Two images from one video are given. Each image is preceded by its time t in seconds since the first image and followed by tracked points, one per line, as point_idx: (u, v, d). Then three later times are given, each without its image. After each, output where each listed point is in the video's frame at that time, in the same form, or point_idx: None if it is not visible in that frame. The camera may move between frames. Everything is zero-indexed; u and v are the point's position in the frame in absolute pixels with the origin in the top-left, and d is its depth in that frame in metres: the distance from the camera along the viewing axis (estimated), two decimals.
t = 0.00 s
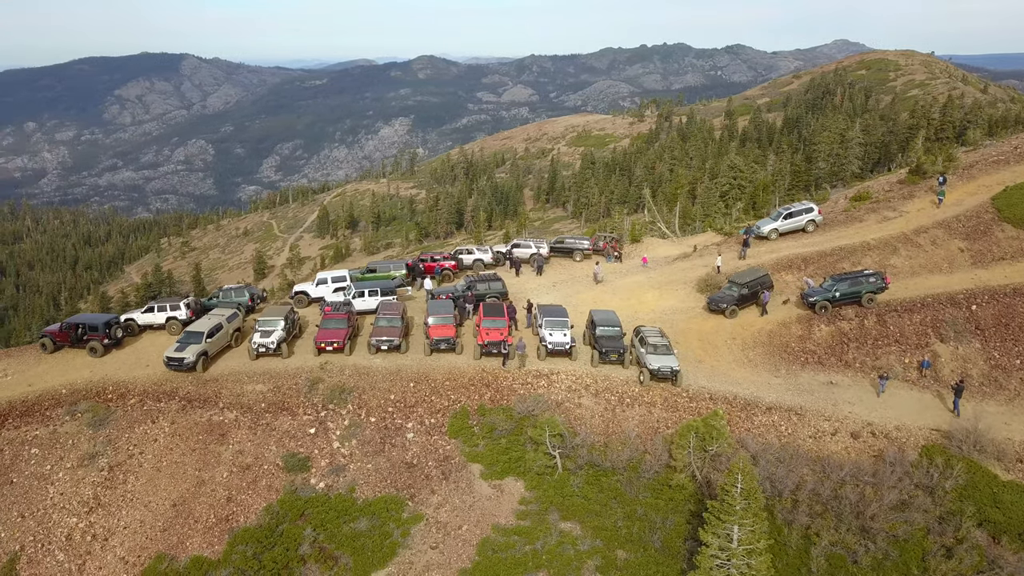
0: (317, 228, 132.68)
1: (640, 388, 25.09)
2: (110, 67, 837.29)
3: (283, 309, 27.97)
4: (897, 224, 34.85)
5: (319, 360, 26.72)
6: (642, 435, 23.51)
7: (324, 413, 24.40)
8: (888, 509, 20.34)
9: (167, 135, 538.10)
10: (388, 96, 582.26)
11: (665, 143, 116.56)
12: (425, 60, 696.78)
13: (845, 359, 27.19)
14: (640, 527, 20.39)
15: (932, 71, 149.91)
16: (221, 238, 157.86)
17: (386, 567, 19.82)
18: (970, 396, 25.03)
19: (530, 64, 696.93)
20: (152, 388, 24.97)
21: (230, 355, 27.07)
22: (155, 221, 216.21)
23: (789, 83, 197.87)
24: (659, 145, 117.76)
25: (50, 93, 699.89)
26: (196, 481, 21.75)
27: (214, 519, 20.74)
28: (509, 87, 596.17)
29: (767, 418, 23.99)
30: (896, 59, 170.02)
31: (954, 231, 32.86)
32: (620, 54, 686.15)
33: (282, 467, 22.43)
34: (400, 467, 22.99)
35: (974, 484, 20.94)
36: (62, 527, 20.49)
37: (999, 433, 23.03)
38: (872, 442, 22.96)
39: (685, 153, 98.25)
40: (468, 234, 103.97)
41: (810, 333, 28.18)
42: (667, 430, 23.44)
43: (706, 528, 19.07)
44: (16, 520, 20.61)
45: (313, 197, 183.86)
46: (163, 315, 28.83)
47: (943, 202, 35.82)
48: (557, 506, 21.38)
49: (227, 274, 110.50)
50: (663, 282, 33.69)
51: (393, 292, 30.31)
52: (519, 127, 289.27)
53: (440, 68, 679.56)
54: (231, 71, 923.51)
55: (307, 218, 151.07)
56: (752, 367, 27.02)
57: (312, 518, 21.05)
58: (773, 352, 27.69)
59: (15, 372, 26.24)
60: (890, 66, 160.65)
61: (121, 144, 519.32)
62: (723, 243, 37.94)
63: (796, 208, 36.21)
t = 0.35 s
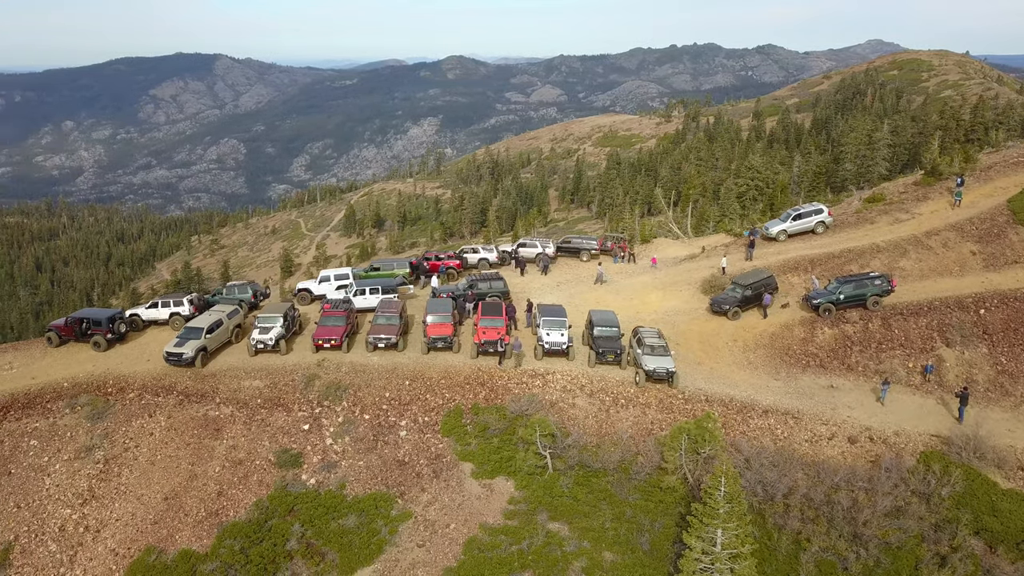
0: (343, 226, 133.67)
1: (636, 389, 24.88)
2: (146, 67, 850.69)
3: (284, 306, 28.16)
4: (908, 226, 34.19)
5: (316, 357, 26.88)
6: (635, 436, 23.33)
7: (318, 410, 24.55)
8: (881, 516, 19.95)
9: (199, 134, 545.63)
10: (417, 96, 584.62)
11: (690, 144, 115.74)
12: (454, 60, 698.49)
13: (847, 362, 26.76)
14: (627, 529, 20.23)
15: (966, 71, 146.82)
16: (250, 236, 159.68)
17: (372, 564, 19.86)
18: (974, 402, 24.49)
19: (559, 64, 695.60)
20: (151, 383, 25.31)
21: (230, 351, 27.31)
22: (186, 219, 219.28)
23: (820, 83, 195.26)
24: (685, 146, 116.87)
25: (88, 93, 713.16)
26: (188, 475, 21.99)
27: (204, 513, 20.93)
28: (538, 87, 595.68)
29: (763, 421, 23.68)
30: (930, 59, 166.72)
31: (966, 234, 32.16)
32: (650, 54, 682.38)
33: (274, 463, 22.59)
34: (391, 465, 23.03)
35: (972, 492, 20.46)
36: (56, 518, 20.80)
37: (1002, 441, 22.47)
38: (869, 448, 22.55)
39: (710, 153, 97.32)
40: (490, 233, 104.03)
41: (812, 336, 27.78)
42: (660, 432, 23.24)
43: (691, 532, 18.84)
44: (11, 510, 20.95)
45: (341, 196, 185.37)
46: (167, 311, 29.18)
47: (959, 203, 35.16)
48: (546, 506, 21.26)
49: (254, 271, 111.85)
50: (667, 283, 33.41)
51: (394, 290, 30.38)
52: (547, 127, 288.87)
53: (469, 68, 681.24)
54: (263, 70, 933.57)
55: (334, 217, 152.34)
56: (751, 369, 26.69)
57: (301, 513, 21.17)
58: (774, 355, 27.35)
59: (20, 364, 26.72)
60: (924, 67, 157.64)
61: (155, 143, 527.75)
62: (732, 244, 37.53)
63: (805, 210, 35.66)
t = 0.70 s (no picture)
0: (367, 225, 134.54)
1: (631, 390, 24.70)
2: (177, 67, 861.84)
3: (283, 304, 28.32)
4: (918, 228, 33.61)
5: (314, 354, 27.04)
6: (628, 437, 23.19)
7: (313, 407, 24.66)
8: (873, 521, 19.61)
9: (228, 133, 551.54)
10: (443, 96, 585.80)
11: (713, 144, 114.84)
12: (480, 60, 699.17)
13: (849, 365, 26.36)
14: (615, 530, 20.09)
15: (998, 71, 143.96)
16: (275, 235, 161.05)
17: (359, 562, 19.93)
18: (977, 408, 24.02)
19: (585, 63, 693.28)
20: (150, 378, 25.59)
21: (230, 347, 27.54)
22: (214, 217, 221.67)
23: (847, 84, 192.71)
24: (708, 147, 115.96)
25: (120, 93, 723.86)
26: (182, 470, 22.18)
27: (195, 507, 21.12)
28: (564, 87, 594.51)
29: (759, 424, 23.40)
30: (961, 60, 163.91)
31: (977, 236, 31.49)
32: (677, 54, 678.13)
33: (267, 459, 22.73)
34: (383, 462, 23.08)
35: (969, 499, 20.04)
36: (51, 510, 21.10)
37: (1003, 448, 22.00)
38: (866, 452, 22.19)
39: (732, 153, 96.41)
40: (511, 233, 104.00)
41: (814, 338, 27.45)
42: (654, 433, 23.04)
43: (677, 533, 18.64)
44: (8, 502, 21.27)
45: (365, 196, 186.34)
46: (170, 307, 29.54)
47: (975, 202, 34.60)
48: (535, 507, 21.18)
49: (278, 269, 112.84)
50: (671, 283, 33.15)
51: (395, 288, 30.47)
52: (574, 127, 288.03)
53: (495, 68, 681.72)
54: (292, 70, 941.34)
55: (358, 216, 153.18)
56: (751, 371, 26.39)
57: (291, 510, 21.28)
58: (774, 357, 27.02)
59: (25, 358, 27.13)
60: (954, 68, 155.07)
61: (185, 142, 534.60)
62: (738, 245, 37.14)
63: (813, 211, 35.15)
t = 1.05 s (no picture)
0: (390, 225, 135.16)
1: (626, 391, 24.52)
2: (209, 67, 872.41)
3: (284, 301, 28.55)
4: (929, 230, 32.96)
5: (312, 352, 27.21)
6: (621, 439, 23.01)
7: (308, 404, 24.81)
8: (863, 528, 19.23)
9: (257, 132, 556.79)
10: (470, 97, 586.92)
11: (738, 145, 113.69)
12: (508, 61, 699.18)
13: (849, 370, 25.96)
14: (601, 531, 19.98)
15: None
16: (301, 233, 162.35)
17: (345, 559, 20.00)
18: (979, 414, 23.51)
19: (613, 63, 690.01)
20: (150, 373, 25.90)
21: (230, 344, 27.79)
22: (243, 216, 224.03)
23: (877, 84, 189.82)
24: (732, 147, 114.82)
25: (153, 93, 734.76)
26: (175, 465, 22.43)
27: (186, 502, 21.33)
28: (591, 87, 592.54)
29: (753, 428, 23.14)
30: (996, 60, 160.67)
31: (989, 239, 30.80)
32: (706, 54, 672.40)
33: (259, 455, 22.92)
34: (374, 461, 23.14)
35: (964, 508, 19.62)
36: (46, 502, 21.45)
37: (1003, 456, 21.50)
38: (860, 458, 21.83)
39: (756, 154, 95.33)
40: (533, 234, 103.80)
41: (815, 342, 27.06)
42: (646, 435, 22.85)
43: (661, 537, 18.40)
44: (5, 494, 21.67)
45: (390, 195, 187.32)
46: (173, 304, 29.90)
47: (991, 205, 33.86)
48: (522, 507, 21.11)
49: (302, 268, 113.67)
50: (675, 285, 32.90)
51: (395, 287, 30.56)
52: (601, 127, 286.66)
53: (522, 67, 681.02)
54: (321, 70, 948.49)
55: (382, 215, 154.04)
56: (749, 374, 26.08)
57: (280, 506, 21.41)
58: (773, 361, 26.68)
59: (30, 352, 27.63)
60: (987, 69, 152.04)
61: (216, 142, 541.59)
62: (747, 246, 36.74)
63: (821, 212, 34.67)
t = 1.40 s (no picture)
0: (414, 225, 135.65)
1: (622, 394, 24.36)
2: (239, 66, 881.45)
3: (286, 299, 28.74)
4: (941, 234, 32.39)
5: (312, 350, 27.36)
6: (614, 441, 22.88)
7: (306, 402, 24.95)
8: (857, 536, 18.80)
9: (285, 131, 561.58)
10: (496, 97, 586.95)
11: (763, 146, 112.55)
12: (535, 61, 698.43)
13: (851, 375, 25.58)
14: (590, 533, 19.87)
15: None
16: (327, 232, 163.45)
17: (334, 557, 20.08)
18: (982, 421, 23.08)
19: (641, 63, 686.45)
20: (151, 369, 26.22)
21: (232, 341, 28.05)
22: (271, 214, 226.03)
23: (906, 86, 187.10)
24: (756, 148, 113.67)
25: (185, 92, 744.19)
26: (171, 460, 22.68)
27: (180, 497, 21.55)
28: (618, 87, 589.89)
29: (749, 432, 22.89)
30: None
31: (1001, 243, 30.20)
32: (735, 54, 666.39)
33: (254, 451, 23.11)
34: (368, 459, 23.21)
35: (961, 516, 19.20)
36: (44, 495, 21.76)
37: (1003, 464, 21.11)
38: (857, 464, 21.49)
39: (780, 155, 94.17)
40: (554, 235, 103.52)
41: (818, 346, 26.70)
42: (640, 437, 22.69)
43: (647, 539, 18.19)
44: (5, 486, 22.03)
45: (415, 195, 187.95)
46: (179, 301, 30.27)
47: (1008, 206, 33.23)
48: (512, 508, 21.06)
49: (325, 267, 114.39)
50: (679, 286, 32.65)
51: (398, 286, 30.65)
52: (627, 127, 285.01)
53: (549, 66, 679.86)
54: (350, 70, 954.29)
55: (406, 214, 154.63)
56: (749, 378, 25.75)
57: (272, 503, 21.56)
58: (775, 364, 26.36)
59: (37, 347, 28.08)
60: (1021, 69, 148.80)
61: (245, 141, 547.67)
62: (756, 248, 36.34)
63: (830, 215, 34.23)
